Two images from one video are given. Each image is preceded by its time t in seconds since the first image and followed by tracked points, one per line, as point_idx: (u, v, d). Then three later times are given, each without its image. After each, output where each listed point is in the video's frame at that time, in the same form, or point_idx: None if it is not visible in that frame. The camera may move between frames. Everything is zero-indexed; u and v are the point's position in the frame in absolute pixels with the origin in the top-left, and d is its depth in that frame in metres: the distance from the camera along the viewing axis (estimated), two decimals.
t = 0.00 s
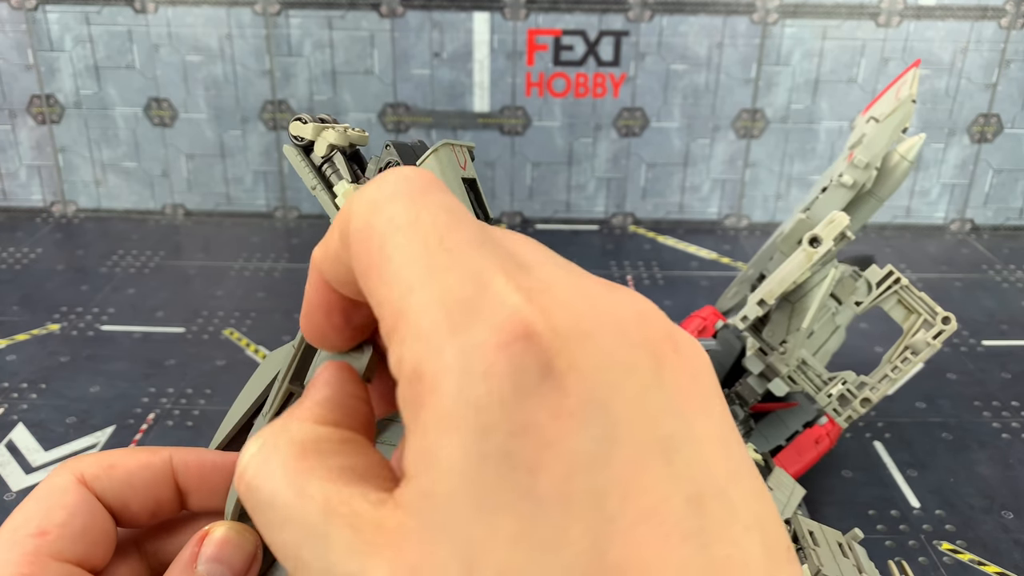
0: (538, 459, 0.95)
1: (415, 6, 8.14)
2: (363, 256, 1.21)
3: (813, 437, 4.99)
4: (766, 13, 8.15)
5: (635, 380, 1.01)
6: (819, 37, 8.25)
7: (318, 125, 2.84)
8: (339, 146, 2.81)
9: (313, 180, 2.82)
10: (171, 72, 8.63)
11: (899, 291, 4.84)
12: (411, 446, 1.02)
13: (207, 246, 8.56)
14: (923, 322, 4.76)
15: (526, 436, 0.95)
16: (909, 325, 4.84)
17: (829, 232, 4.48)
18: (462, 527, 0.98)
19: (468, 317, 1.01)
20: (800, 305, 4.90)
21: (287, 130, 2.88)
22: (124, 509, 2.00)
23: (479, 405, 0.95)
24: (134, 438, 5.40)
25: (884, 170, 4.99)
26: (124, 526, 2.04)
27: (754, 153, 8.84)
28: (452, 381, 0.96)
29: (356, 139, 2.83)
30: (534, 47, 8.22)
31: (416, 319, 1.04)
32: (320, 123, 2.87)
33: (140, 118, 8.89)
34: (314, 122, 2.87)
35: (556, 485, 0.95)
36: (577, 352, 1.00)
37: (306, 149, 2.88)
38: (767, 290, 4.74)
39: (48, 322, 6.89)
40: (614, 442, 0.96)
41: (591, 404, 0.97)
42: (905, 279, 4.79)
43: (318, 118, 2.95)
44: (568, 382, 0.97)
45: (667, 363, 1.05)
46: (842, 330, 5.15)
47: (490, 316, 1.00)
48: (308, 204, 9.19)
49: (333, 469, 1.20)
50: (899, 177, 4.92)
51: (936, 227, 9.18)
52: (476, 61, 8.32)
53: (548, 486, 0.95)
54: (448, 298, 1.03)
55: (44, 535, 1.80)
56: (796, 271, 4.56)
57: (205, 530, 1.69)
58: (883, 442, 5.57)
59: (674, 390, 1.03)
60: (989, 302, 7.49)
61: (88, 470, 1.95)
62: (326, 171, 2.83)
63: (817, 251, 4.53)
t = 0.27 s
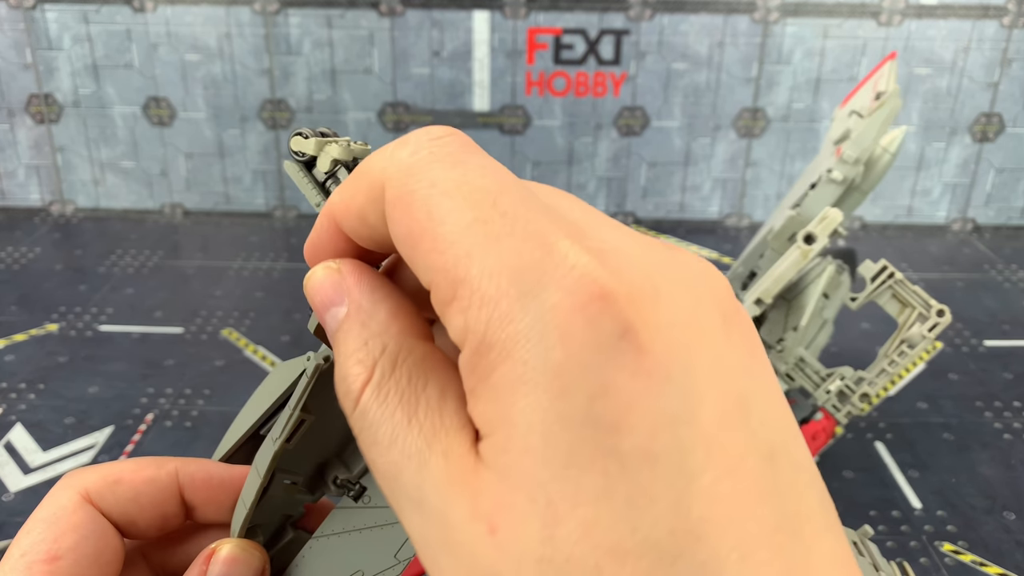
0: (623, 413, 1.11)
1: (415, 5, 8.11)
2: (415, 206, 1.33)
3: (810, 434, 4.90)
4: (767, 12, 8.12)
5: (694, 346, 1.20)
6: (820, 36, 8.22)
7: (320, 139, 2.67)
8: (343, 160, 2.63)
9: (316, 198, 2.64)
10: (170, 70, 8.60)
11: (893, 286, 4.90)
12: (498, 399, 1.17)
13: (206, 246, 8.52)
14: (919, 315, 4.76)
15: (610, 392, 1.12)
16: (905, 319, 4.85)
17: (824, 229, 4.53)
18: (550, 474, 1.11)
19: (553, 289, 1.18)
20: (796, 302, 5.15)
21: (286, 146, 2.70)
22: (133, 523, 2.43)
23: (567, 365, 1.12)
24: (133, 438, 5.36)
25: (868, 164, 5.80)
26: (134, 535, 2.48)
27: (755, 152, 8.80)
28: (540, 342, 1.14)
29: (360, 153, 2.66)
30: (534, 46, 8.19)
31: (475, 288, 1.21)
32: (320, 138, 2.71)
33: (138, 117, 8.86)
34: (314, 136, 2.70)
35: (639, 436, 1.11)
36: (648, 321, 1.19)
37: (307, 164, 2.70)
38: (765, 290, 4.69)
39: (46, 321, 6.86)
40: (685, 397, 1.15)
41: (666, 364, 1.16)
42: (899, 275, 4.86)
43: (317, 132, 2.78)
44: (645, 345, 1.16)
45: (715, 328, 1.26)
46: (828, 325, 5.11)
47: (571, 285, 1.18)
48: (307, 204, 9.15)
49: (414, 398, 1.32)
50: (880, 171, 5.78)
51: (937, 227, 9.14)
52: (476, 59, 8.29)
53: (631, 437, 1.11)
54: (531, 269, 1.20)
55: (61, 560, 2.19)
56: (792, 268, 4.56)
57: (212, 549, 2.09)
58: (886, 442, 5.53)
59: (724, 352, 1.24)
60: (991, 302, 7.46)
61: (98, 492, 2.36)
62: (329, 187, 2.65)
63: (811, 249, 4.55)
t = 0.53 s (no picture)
0: (627, 294, 1.25)
1: (415, 4, 8.10)
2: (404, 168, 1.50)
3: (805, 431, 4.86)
4: (767, 11, 8.10)
5: (692, 239, 1.34)
6: (821, 36, 8.20)
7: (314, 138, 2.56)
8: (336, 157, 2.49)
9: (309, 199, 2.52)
10: (169, 70, 8.58)
11: (892, 284, 4.86)
12: (512, 295, 1.30)
13: (205, 246, 8.50)
14: (918, 314, 4.74)
15: (615, 273, 1.25)
16: (904, 318, 4.82)
17: (822, 228, 4.56)
18: (563, 353, 1.23)
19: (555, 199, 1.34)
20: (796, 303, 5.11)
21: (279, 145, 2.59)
22: (125, 533, 2.45)
23: (571, 256, 1.27)
24: (132, 439, 5.34)
25: (870, 166, 5.77)
26: (126, 546, 2.50)
27: (756, 152, 8.78)
28: (547, 238, 1.30)
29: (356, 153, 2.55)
30: (534, 45, 8.17)
31: (481, 209, 1.37)
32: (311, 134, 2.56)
33: (137, 116, 8.83)
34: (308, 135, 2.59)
35: (642, 311, 1.24)
36: (647, 219, 1.34)
37: (298, 162, 2.55)
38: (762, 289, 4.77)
39: (45, 321, 6.84)
40: (683, 283, 1.27)
41: (664, 252, 1.30)
42: (897, 272, 4.82)
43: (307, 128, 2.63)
44: (645, 237, 1.30)
45: (714, 223, 1.41)
46: (831, 327, 5.08)
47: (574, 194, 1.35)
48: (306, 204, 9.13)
49: (417, 352, 1.42)
50: (883, 172, 5.74)
51: (938, 227, 9.12)
52: (476, 59, 8.27)
53: (635, 314, 1.24)
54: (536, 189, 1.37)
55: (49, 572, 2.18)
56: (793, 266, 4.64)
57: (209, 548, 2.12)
58: (887, 442, 5.51)
59: (725, 246, 1.37)
60: (992, 302, 7.44)
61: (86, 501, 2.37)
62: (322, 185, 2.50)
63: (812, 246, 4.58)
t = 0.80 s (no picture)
0: (638, 334, 1.16)
1: (415, 4, 8.10)
2: (431, 186, 1.55)
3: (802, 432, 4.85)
4: (767, 11, 8.11)
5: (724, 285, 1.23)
6: (821, 36, 8.20)
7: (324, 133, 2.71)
8: (345, 154, 2.67)
9: (317, 191, 2.68)
10: (169, 70, 8.58)
11: (895, 287, 4.86)
12: (524, 320, 1.27)
13: (206, 246, 8.50)
14: (920, 316, 4.77)
15: (630, 311, 1.18)
16: (906, 319, 4.86)
17: (826, 230, 4.60)
18: (563, 389, 1.18)
19: (578, 227, 1.31)
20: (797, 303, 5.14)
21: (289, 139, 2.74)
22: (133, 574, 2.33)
23: (586, 286, 1.22)
24: (132, 439, 5.35)
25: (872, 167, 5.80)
26: None
27: (756, 152, 8.78)
28: (563, 264, 1.27)
29: (362, 148, 2.70)
30: (534, 45, 8.17)
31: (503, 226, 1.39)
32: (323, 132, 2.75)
33: (137, 117, 8.84)
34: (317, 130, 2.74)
35: (651, 358, 1.14)
36: (674, 255, 1.24)
37: (309, 159, 2.75)
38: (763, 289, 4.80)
39: (45, 322, 6.84)
40: (702, 329, 1.17)
41: (688, 293, 1.19)
42: (899, 275, 4.83)
43: (320, 126, 2.82)
44: (668, 274, 1.21)
45: (752, 271, 1.28)
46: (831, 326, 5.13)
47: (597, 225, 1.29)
48: (307, 204, 9.14)
49: (390, 395, 1.45)
50: (883, 173, 5.77)
51: (939, 227, 9.12)
52: (476, 59, 8.27)
53: (643, 357, 1.15)
54: (559, 215, 1.34)
55: None
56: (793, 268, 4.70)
57: None
58: (886, 442, 5.51)
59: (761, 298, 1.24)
60: (992, 302, 7.44)
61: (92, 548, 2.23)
62: (332, 181, 2.69)
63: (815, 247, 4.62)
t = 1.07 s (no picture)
0: (730, 347, 1.14)
1: (415, 4, 8.09)
2: (525, 135, 1.41)
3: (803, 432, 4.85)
4: (768, 11, 8.10)
5: (805, 308, 1.23)
6: (821, 36, 8.19)
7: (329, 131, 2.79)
8: (351, 152, 2.77)
9: (325, 189, 2.79)
10: (169, 70, 8.57)
11: (896, 287, 4.85)
12: (606, 322, 1.21)
13: (205, 246, 8.49)
14: (922, 317, 4.75)
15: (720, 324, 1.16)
16: (907, 320, 4.84)
17: (828, 230, 4.62)
18: (652, 399, 1.12)
19: (667, 230, 1.26)
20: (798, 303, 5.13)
21: (295, 136, 2.81)
22: None
23: (678, 292, 1.19)
24: (132, 439, 5.34)
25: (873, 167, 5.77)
26: None
27: (756, 152, 8.77)
28: (653, 267, 1.22)
29: (367, 145, 2.79)
30: (534, 45, 8.16)
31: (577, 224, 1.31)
32: (329, 128, 2.81)
33: (137, 117, 8.83)
34: (322, 127, 2.81)
35: (740, 372, 1.13)
36: (762, 272, 1.23)
37: (314, 155, 2.84)
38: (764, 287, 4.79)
39: (45, 321, 6.83)
40: (790, 349, 1.16)
41: (775, 310, 1.20)
42: (901, 276, 4.83)
43: (325, 122, 2.88)
44: (758, 290, 1.20)
45: (829, 298, 1.29)
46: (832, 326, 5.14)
47: (687, 232, 1.25)
48: (307, 204, 9.14)
49: (449, 398, 1.36)
50: (885, 174, 5.74)
51: (939, 227, 9.11)
52: (476, 59, 8.27)
53: (733, 371, 1.13)
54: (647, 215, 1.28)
55: None
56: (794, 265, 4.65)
57: None
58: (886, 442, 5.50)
59: (838, 323, 1.25)
60: (992, 302, 7.43)
61: (106, 565, 2.10)
62: (337, 178, 2.80)
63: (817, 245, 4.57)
